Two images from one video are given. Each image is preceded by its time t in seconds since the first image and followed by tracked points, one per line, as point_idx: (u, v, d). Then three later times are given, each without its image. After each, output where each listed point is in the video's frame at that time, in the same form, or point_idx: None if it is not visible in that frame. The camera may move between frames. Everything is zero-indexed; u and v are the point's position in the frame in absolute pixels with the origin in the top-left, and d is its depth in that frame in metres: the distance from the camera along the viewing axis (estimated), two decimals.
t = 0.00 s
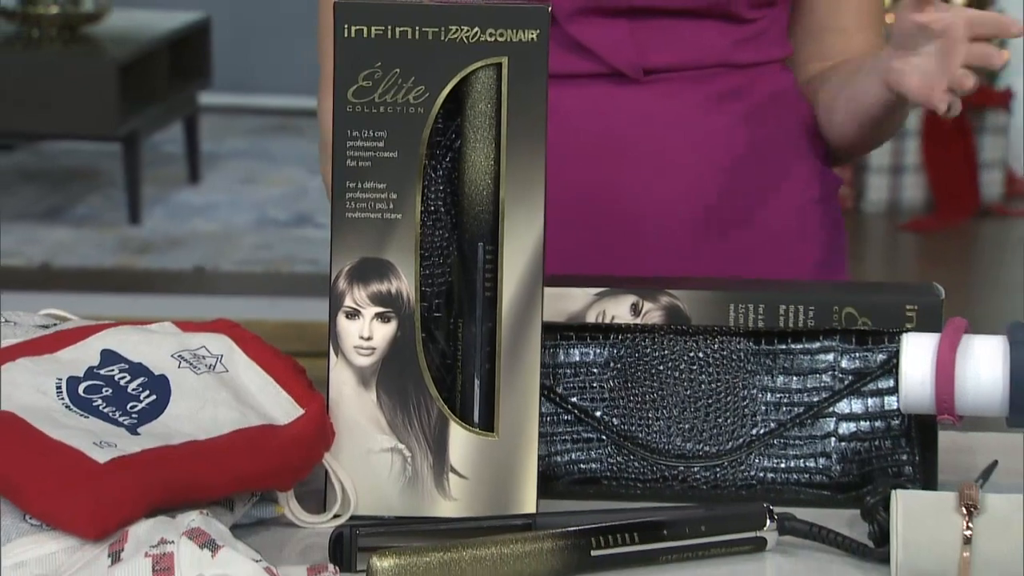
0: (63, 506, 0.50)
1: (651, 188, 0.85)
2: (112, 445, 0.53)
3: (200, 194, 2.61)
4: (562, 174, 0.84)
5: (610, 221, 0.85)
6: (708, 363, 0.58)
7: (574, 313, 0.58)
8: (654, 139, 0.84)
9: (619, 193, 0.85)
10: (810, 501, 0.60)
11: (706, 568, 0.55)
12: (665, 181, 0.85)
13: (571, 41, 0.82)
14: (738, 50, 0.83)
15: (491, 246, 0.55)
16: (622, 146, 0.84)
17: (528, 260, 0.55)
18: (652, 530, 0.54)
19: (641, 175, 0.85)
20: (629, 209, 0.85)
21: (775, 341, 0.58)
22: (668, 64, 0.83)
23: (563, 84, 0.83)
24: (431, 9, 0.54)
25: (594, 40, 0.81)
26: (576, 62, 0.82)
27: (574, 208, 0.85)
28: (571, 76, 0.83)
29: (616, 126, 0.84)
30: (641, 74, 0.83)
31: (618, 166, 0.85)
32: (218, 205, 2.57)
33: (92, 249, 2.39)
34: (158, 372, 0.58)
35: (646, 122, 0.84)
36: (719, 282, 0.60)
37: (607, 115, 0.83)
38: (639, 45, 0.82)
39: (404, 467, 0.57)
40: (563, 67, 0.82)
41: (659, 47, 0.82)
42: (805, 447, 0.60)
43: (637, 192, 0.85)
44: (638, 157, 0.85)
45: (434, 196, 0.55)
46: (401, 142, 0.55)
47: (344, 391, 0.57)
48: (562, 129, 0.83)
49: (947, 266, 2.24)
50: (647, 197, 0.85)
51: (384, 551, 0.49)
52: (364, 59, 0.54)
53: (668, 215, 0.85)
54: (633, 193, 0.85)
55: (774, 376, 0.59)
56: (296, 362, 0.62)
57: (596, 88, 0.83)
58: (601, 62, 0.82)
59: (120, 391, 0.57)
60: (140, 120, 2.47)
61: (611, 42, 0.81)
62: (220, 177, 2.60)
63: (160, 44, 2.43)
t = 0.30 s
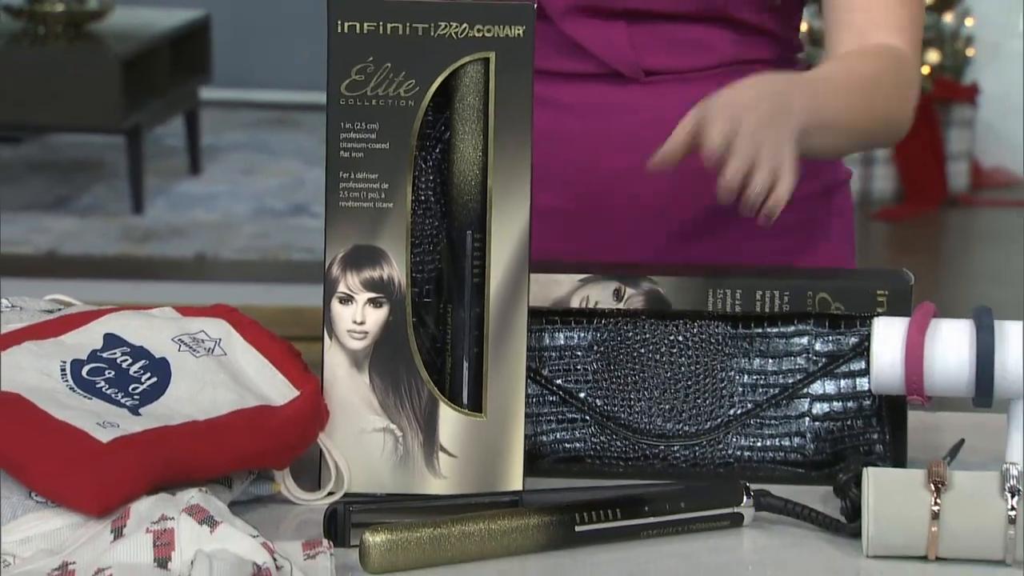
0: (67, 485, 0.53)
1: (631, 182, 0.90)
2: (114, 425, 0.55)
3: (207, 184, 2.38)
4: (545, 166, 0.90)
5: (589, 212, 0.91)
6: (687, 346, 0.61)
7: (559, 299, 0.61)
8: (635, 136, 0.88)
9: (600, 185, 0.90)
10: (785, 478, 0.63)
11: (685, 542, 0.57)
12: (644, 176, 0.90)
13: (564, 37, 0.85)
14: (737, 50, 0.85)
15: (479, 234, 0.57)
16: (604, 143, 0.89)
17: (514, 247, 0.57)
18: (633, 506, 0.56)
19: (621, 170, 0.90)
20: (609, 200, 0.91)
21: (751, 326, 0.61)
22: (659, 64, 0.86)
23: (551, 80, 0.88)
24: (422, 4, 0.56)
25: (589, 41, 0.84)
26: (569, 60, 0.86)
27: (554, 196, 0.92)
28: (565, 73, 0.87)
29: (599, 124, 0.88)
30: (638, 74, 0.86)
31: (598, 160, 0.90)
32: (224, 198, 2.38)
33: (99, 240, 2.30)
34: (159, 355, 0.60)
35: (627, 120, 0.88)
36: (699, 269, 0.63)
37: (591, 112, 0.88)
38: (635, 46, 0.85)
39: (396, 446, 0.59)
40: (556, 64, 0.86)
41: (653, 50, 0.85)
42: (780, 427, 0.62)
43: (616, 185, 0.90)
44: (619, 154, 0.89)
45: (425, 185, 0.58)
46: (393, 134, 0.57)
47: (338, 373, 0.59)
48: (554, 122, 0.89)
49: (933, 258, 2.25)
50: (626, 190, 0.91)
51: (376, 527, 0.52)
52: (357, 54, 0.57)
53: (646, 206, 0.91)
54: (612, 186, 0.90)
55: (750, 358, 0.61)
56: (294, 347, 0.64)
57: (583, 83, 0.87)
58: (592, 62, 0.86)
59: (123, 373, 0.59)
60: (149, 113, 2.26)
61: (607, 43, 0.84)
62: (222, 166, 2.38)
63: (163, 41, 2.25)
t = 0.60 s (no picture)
0: (74, 467, 0.55)
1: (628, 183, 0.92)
2: (120, 409, 0.57)
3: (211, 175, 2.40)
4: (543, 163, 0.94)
5: (587, 210, 0.94)
6: (675, 332, 0.63)
7: (549, 286, 0.64)
8: (629, 137, 0.91)
9: (596, 184, 0.93)
10: (767, 459, 0.65)
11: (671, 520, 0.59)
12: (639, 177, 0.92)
13: (564, 46, 0.89)
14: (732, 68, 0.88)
15: (472, 222, 0.59)
16: (602, 144, 0.92)
17: (506, 236, 0.59)
18: (621, 486, 0.58)
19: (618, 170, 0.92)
20: (606, 199, 0.93)
21: (736, 312, 0.64)
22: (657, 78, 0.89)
23: (553, 82, 0.92)
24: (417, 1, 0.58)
25: (590, 51, 0.88)
26: (571, 66, 0.90)
27: (553, 194, 0.95)
28: (569, 79, 0.91)
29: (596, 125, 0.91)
30: (643, 87, 0.89)
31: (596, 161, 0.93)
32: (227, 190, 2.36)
33: (105, 229, 2.25)
34: (163, 340, 0.62)
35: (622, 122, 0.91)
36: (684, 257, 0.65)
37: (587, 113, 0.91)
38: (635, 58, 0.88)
39: (392, 428, 0.61)
40: (558, 67, 0.91)
41: (653, 64, 0.88)
42: (763, 409, 0.65)
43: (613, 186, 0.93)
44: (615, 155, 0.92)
45: (420, 177, 0.60)
46: (390, 128, 0.59)
47: (336, 358, 0.61)
48: (558, 122, 0.92)
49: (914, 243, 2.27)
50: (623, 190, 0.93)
51: (373, 506, 0.54)
52: (354, 49, 0.59)
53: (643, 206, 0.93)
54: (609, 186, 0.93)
55: (734, 343, 0.64)
56: (295, 335, 0.66)
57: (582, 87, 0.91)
58: (591, 73, 0.90)
59: (129, 357, 0.61)
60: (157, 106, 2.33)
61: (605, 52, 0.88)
62: (224, 160, 2.41)
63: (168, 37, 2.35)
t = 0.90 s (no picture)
0: (81, 450, 0.56)
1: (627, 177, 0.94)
2: (126, 393, 0.58)
3: (214, 167, 2.39)
4: (544, 161, 0.96)
5: (587, 205, 0.95)
6: (667, 320, 0.65)
7: (544, 275, 0.66)
8: (628, 135, 0.93)
9: (596, 180, 0.94)
10: (755, 442, 0.67)
11: (663, 502, 0.61)
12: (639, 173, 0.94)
13: (564, 46, 0.91)
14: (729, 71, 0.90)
15: (470, 211, 0.61)
16: (600, 143, 0.94)
17: (502, 226, 0.61)
18: (615, 469, 0.60)
19: (617, 166, 0.94)
20: (602, 196, 0.95)
21: (726, 300, 0.66)
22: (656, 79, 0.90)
23: (556, 81, 0.94)
24: None
25: (589, 54, 0.90)
26: (570, 65, 0.92)
27: (552, 189, 0.96)
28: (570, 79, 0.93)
29: (595, 122, 0.93)
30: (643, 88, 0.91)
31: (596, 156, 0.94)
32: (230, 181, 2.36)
33: (113, 219, 2.23)
34: (168, 327, 0.64)
35: (622, 119, 0.92)
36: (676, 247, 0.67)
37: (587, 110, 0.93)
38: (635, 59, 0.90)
39: (391, 413, 0.62)
40: (557, 65, 0.93)
41: (653, 66, 0.90)
42: (752, 394, 0.66)
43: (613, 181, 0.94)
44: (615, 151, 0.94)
45: (419, 168, 0.61)
46: (389, 119, 0.60)
47: (337, 344, 0.63)
48: (558, 120, 0.94)
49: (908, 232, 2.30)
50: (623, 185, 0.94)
51: (373, 489, 0.56)
52: (354, 43, 0.60)
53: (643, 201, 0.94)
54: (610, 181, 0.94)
55: (725, 330, 0.66)
56: (297, 322, 0.68)
57: (583, 86, 0.93)
58: (589, 71, 0.92)
59: (135, 343, 0.63)
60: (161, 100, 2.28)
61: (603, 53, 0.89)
62: (229, 152, 2.40)
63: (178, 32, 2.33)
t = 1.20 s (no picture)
0: (84, 438, 0.56)
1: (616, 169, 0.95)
2: (128, 381, 0.59)
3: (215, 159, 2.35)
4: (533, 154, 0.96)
5: (575, 196, 0.96)
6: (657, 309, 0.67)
7: (539, 264, 0.67)
8: (619, 127, 0.94)
9: (586, 172, 0.96)
10: (747, 430, 0.68)
11: (656, 488, 0.62)
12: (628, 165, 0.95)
13: (556, 41, 0.92)
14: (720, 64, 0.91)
15: (466, 203, 0.62)
16: (589, 136, 0.95)
17: (498, 217, 0.62)
18: (609, 455, 0.61)
19: (607, 159, 0.95)
20: (589, 188, 0.96)
21: (718, 289, 0.67)
22: (648, 72, 0.91)
23: (544, 75, 0.94)
24: None
25: (580, 48, 0.90)
26: (562, 59, 0.92)
27: (540, 181, 0.97)
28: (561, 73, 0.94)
29: (587, 115, 0.94)
30: (633, 80, 0.92)
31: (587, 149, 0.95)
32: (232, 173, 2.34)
33: (114, 211, 2.22)
34: (169, 315, 0.65)
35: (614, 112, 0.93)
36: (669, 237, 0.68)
37: (579, 104, 0.94)
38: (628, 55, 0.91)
39: (389, 401, 0.63)
40: (548, 60, 0.93)
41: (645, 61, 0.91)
42: (744, 382, 0.68)
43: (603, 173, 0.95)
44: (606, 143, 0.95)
45: (416, 159, 0.62)
46: (387, 112, 0.61)
47: (335, 333, 0.64)
48: (547, 113, 0.95)
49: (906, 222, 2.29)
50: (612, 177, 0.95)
51: (371, 475, 0.57)
52: (351, 37, 0.61)
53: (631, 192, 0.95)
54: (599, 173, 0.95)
55: (717, 319, 0.67)
56: (297, 311, 0.69)
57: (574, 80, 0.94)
58: (581, 64, 0.92)
59: (137, 332, 0.64)
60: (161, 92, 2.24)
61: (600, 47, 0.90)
62: (230, 144, 2.36)
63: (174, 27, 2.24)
